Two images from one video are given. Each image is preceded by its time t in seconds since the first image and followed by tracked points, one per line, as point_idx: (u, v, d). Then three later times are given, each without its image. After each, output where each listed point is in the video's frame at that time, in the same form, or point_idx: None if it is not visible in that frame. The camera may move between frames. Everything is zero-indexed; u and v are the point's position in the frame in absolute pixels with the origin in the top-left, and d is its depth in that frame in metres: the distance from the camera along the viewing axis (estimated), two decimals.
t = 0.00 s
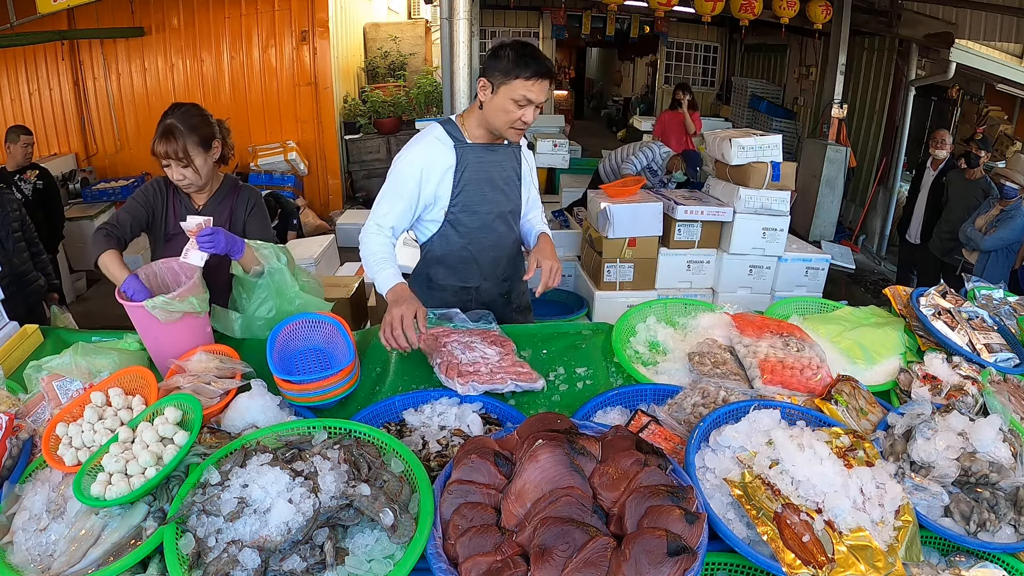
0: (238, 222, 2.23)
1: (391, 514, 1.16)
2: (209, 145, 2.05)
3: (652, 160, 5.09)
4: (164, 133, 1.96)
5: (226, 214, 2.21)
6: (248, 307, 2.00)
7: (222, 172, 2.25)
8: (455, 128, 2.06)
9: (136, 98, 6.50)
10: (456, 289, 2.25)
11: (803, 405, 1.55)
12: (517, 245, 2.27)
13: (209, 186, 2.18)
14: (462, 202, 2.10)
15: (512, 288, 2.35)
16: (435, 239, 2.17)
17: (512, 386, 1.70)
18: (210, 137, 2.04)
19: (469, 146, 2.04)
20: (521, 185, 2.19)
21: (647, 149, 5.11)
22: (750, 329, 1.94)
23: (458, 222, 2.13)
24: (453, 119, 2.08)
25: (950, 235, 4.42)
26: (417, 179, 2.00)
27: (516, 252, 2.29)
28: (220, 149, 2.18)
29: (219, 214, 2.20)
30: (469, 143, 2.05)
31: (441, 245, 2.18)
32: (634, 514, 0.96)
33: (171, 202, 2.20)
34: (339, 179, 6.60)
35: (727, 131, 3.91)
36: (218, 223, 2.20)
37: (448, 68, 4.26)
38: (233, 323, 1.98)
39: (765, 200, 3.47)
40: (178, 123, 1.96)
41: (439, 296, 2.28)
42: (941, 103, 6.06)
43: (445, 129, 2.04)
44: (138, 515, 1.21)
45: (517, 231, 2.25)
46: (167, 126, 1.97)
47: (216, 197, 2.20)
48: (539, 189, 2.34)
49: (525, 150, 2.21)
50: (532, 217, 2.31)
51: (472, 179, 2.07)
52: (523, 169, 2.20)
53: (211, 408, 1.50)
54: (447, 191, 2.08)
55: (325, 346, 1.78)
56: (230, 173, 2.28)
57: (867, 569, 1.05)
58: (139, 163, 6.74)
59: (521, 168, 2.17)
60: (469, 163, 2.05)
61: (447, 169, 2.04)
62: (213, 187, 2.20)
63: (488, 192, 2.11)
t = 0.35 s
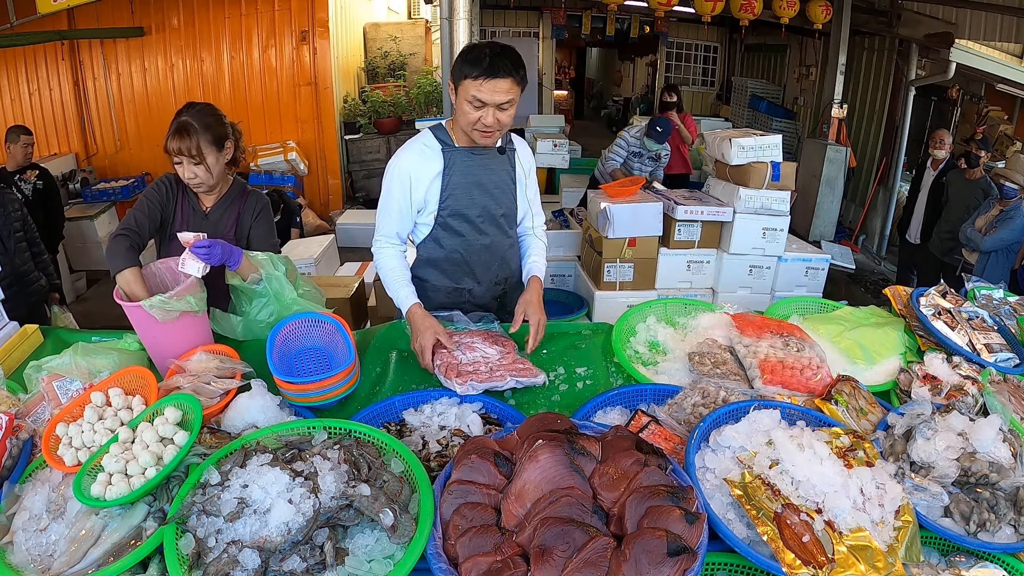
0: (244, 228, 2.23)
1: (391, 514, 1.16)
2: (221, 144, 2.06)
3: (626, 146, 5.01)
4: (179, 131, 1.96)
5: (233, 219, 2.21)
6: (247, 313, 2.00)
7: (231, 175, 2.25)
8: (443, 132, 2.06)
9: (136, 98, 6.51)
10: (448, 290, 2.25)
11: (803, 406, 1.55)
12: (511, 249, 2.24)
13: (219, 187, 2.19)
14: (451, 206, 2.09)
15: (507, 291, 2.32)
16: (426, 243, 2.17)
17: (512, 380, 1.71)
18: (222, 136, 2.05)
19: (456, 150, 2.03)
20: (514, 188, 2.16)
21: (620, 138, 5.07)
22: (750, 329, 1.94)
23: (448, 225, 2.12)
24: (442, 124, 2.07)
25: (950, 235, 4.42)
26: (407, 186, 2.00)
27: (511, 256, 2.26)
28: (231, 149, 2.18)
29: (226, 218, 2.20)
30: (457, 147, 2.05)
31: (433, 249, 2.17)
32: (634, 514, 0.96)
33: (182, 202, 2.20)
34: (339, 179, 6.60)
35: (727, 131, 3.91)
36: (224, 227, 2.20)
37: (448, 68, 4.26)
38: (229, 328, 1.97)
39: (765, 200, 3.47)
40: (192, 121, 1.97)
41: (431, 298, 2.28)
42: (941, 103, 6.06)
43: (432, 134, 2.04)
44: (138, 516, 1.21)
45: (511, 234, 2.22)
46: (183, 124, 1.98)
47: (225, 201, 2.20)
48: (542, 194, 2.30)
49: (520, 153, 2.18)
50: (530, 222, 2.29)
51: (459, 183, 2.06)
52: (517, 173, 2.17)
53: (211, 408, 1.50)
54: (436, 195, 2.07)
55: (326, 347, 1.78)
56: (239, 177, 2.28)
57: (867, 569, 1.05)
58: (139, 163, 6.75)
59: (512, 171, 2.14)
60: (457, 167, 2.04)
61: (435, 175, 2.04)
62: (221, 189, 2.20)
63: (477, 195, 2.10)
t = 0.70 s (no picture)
0: (246, 227, 2.22)
1: (391, 514, 1.16)
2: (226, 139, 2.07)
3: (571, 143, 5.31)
4: (185, 123, 1.99)
5: (235, 219, 2.20)
6: (245, 315, 1.99)
7: (234, 174, 2.26)
8: (435, 134, 2.08)
9: (136, 98, 6.51)
10: (440, 291, 2.25)
11: (803, 406, 1.55)
12: (506, 250, 2.22)
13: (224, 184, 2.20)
14: (441, 206, 2.09)
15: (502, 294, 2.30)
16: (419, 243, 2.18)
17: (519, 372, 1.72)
18: (227, 130, 2.08)
19: (446, 150, 2.05)
20: (509, 189, 2.15)
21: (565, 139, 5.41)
22: (750, 329, 1.94)
23: (439, 225, 2.13)
24: (434, 126, 2.09)
25: (950, 235, 4.42)
26: (396, 187, 2.01)
27: (506, 258, 2.24)
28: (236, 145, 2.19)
29: (228, 217, 2.19)
30: (447, 147, 2.06)
31: (427, 249, 2.19)
32: (634, 515, 0.96)
33: (185, 201, 2.20)
34: (339, 179, 6.61)
35: (727, 131, 3.91)
36: (226, 226, 2.19)
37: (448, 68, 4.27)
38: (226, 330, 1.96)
39: (765, 200, 3.47)
40: (199, 114, 2.01)
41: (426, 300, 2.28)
42: (941, 103, 6.06)
43: (422, 135, 2.05)
44: (138, 516, 1.21)
45: (506, 236, 2.21)
46: (190, 117, 2.01)
47: (227, 201, 2.19)
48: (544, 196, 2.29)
49: (517, 154, 2.16)
50: (530, 225, 2.27)
51: (449, 183, 2.07)
52: (513, 174, 2.15)
53: (211, 409, 1.50)
54: (425, 196, 2.08)
55: (325, 347, 1.78)
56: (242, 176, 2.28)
57: (867, 569, 1.05)
58: (139, 163, 6.75)
59: (506, 171, 2.13)
60: (447, 167, 2.05)
61: (424, 175, 2.05)
62: (224, 188, 2.20)
63: (468, 196, 2.10)
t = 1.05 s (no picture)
0: (245, 222, 2.23)
1: (391, 514, 1.16)
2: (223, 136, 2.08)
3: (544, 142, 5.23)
4: (183, 119, 1.99)
5: (232, 213, 2.21)
6: (244, 313, 1.99)
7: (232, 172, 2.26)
8: (429, 139, 2.08)
9: (136, 98, 6.51)
10: (439, 296, 2.25)
11: (803, 406, 1.55)
12: (505, 252, 2.23)
13: (222, 181, 2.20)
14: (439, 212, 2.09)
15: (501, 296, 2.31)
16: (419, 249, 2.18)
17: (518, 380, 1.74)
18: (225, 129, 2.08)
19: (442, 155, 2.04)
20: (506, 190, 2.16)
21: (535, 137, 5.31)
22: (750, 329, 1.94)
23: (438, 231, 2.13)
24: (427, 133, 2.10)
25: (950, 235, 4.42)
26: (397, 196, 1.99)
27: (505, 260, 2.25)
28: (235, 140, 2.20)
29: (227, 212, 2.20)
30: (442, 152, 2.06)
31: (426, 255, 2.19)
32: (634, 514, 0.96)
33: (181, 196, 2.21)
34: (339, 179, 6.60)
35: (727, 131, 3.91)
36: (225, 221, 2.20)
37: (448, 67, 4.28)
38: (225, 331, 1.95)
39: (765, 200, 3.47)
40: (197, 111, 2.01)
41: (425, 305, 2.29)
42: (941, 103, 6.06)
43: (417, 142, 2.05)
44: (138, 515, 1.21)
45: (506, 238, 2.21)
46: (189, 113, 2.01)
47: (225, 195, 2.20)
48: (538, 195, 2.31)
49: (512, 154, 2.18)
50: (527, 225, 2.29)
51: (447, 187, 2.06)
52: (509, 174, 2.17)
53: (211, 408, 1.50)
54: (424, 203, 2.07)
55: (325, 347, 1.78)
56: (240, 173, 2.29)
57: (867, 569, 1.05)
58: (139, 163, 6.75)
59: (503, 173, 2.14)
60: (444, 172, 2.04)
61: (422, 181, 2.04)
62: (222, 184, 2.21)
63: (465, 200, 2.10)
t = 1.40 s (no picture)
0: (225, 221, 2.30)
1: (391, 514, 1.16)
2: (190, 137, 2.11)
3: (538, 142, 5.20)
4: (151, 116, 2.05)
5: (212, 213, 2.28)
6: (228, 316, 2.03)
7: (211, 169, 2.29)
8: (427, 143, 2.11)
9: (136, 98, 6.50)
10: (434, 297, 2.25)
11: (803, 406, 1.55)
12: (501, 255, 2.22)
13: (199, 183, 2.26)
14: (433, 213, 2.10)
15: (497, 298, 2.28)
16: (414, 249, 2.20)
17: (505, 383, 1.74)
18: (193, 131, 2.12)
19: (437, 157, 2.06)
20: (503, 192, 2.15)
21: (531, 136, 5.29)
22: (750, 329, 1.94)
23: (432, 232, 2.14)
24: (425, 136, 2.12)
25: (950, 235, 4.42)
26: (391, 200, 2.05)
27: (502, 262, 2.23)
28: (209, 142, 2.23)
29: (207, 213, 2.27)
30: (437, 154, 2.08)
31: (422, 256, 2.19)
32: (634, 514, 0.96)
33: (165, 200, 2.28)
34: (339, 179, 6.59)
35: (727, 131, 3.91)
36: (206, 222, 2.28)
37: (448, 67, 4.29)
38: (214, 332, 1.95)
39: (765, 200, 3.47)
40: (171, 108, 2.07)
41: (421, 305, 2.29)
42: (941, 103, 6.06)
43: (413, 145, 2.08)
44: (138, 516, 1.21)
45: (502, 240, 2.20)
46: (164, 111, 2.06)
47: (204, 196, 2.27)
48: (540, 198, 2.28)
49: (510, 156, 2.18)
50: (526, 228, 2.28)
51: (441, 188, 2.07)
52: (506, 176, 2.16)
53: (211, 409, 1.50)
54: (417, 206, 2.10)
55: (326, 347, 1.78)
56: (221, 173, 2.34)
57: (867, 569, 1.06)
58: (139, 163, 6.75)
59: (499, 174, 2.13)
60: (437, 173, 2.06)
61: (416, 184, 2.08)
62: (201, 184, 2.27)
63: (460, 201, 2.10)
